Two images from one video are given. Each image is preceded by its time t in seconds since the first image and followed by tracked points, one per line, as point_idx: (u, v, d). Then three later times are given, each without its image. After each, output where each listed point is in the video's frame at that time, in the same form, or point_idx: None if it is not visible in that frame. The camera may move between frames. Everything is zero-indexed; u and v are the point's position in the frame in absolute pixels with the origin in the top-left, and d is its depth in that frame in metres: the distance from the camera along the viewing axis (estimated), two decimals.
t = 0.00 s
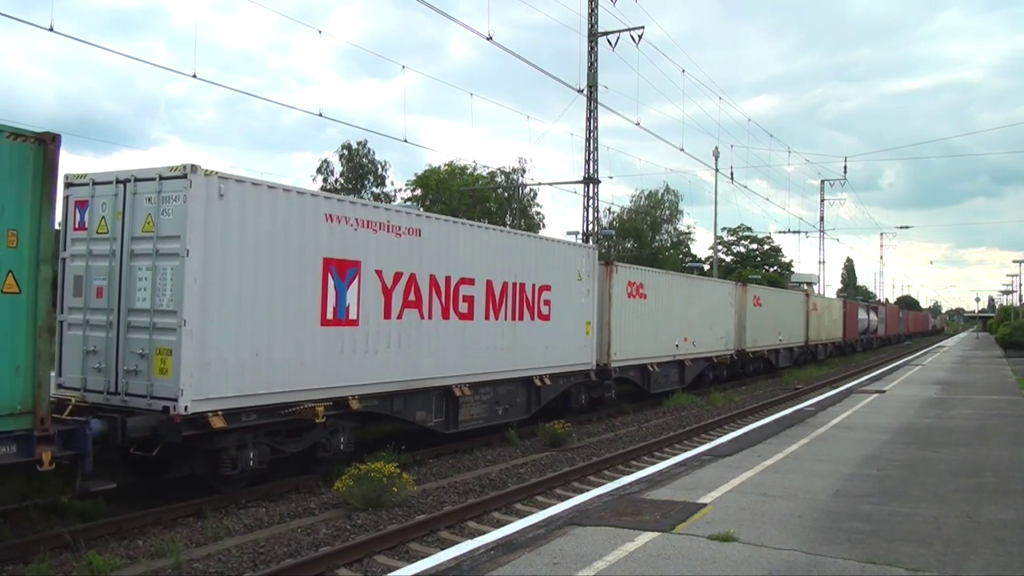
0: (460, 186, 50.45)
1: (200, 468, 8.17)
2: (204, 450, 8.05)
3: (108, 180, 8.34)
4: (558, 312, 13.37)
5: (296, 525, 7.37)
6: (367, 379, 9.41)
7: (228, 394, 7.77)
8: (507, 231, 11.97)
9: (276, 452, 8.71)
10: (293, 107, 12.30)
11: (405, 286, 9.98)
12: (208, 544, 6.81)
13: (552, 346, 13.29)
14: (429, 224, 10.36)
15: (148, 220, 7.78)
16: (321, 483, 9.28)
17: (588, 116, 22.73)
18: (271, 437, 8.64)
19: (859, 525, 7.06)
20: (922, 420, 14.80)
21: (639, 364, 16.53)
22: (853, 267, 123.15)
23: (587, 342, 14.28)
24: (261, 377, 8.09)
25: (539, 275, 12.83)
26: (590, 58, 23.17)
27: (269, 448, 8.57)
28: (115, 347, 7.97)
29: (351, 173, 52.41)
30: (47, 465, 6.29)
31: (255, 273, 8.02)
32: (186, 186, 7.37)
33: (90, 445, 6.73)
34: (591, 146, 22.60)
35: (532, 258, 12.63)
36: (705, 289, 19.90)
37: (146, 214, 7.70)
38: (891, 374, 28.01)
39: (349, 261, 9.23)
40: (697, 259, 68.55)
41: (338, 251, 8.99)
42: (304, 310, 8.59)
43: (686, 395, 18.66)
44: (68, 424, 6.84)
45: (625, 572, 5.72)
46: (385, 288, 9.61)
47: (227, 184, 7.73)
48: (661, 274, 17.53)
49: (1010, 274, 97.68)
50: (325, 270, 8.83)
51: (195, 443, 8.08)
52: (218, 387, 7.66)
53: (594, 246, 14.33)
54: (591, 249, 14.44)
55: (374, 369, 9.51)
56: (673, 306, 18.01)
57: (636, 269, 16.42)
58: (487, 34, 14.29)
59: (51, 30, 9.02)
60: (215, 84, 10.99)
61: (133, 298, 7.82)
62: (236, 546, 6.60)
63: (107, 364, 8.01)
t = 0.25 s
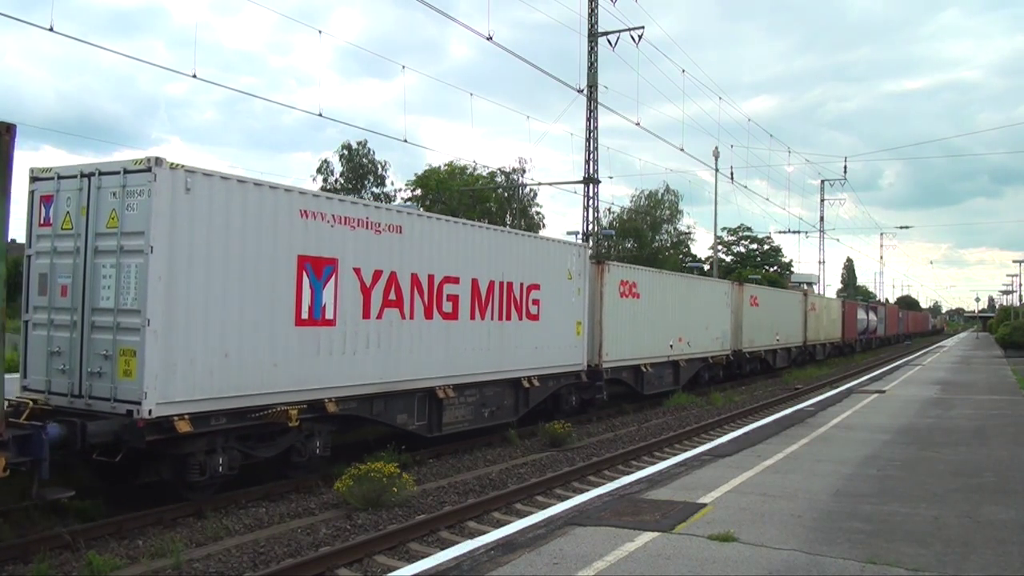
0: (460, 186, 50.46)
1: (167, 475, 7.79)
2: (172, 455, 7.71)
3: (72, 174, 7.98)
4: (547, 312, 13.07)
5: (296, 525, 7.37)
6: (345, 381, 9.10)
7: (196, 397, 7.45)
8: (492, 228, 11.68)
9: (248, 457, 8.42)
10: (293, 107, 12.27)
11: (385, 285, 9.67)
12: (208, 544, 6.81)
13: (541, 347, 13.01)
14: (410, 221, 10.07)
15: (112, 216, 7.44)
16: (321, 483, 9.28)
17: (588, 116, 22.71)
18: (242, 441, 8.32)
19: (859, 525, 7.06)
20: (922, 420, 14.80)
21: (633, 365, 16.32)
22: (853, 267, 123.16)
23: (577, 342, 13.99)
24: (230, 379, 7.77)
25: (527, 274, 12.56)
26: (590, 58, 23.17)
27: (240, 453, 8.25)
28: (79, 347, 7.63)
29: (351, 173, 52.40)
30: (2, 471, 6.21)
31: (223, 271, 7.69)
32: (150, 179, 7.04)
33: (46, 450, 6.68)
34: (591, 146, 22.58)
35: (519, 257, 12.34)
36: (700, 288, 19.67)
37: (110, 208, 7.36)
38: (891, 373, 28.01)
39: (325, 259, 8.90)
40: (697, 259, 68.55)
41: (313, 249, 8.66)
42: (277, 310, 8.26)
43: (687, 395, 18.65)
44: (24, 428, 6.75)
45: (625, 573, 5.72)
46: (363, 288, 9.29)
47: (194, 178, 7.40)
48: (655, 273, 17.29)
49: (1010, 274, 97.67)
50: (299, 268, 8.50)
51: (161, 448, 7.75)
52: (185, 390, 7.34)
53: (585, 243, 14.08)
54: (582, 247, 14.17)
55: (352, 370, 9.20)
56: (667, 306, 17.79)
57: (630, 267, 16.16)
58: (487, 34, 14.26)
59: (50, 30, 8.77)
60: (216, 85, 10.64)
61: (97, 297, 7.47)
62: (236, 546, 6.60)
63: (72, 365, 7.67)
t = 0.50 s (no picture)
0: (460, 187, 50.50)
1: (132, 481, 7.48)
2: (135, 460, 7.41)
3: (36, 168, 7.69)
4: (537, 312, 12.73)
5: (296, 525, 7.37)
6: (321, 384, 8.76)
7: (160, 400, 7.12)
8: (479, 225, 11.36)
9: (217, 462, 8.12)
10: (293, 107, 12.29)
11: (364, 284, 9.34)
12: (208, 544, 6.81)
13: (530, 347, 12.67)
14: (391, 217, 9.73)
15: (73, 210, 7.12)
16: (321, 483, 9.28)
17: (588, 116, 22.72)
18: (211, 446, 8.02)
19: (859, 525, 7.06)
20: (922, 420, 14.80)
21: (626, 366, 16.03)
22: (852, 267, 123.19)
23: (568, 343, 13.67)
24: (198, 381, 7.44)
25: (516, 272, 12.22)
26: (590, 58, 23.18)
27: (208, 458, 7.93)
28: (41, 348, 7.31)
29: (351, 173, 52.40)
30: None
31: (189, 269, 7.35)
32: (111, 173, 6.71)
33: None
34: (591, 146, 22.60)
35: (507, 254, 12.01)
36: (696, 288, 19.39)
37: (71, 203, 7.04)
38: (891, 373, 28.02)
39: (299, 257, 8.56)
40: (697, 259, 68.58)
41: (286, 246, 8.33)
42: (248, 309, 7.93)
43: (687, 395, 18.66)
44: None
45: (625, 572, 5.72)
46: (340, 286, 8.96)
47: (158, 172, 7.07)
48: (649, 272, 16.99)
49: (1009, 274, 97.70)
50: (272, 266, 8.17)
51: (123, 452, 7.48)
52: (148, 393, 7.02)
53: (576, 241, 13.78)
54: (573, 244, 13.85)
55: (328, 372, 8.87)
56: (662, 305, 17.52)
57: (623, 266, 15.85)
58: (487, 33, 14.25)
59: (51, 30, 8.94)
60: (215, 84, 10.73)
61: (58, 296, 7.16)
62: (236, 546, 6.60)
63: (33, 367, 7.35)
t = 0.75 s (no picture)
0: (460, 187, 50.51)
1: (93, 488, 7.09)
2: (96, 466, 7.04)
3: None
4: (525, 312, 12.43)
5: (296, 525, 7.37)
6: (297, 386, 8.45)
7: (123, 404, 6.79)
8: (464, 223, 11.06)
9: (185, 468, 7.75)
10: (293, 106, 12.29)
11: (342, 282, 9.02)
12: (208, 544, 6.81)
13: (518, 348, 12.36)
14: (370, 214, 9.42)
15: (33, 205, 6.80)
16: (321, 483, 9.28)
17: (588, 116, 22.72)
18: (179, 452, 7.66)
19: (859, 525, 7.06)
20: (922, 420, 14.81)
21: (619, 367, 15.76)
22: (852, 267, 123.20)
23: (557, 344, 13.37)
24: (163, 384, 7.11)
25: (502, 272, 11.93)
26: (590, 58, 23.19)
27: (175, 464, 7.56)
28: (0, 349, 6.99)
29: (351, 173, 52.42)
30: None
31: (154, 266, 7.03)
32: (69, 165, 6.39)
33: None
34: (591, 146, 22.59)
35: (492, 253, 11.71)
36: (690, 288, 19.14)
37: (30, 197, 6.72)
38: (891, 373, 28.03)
39: (272, 255, 8.24)
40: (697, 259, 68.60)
41: (258, 243, 8.00)
42: (217, 308, 7.60)
43: (687, 395, 18.66)
44: None
45: (625, 572, 5.72)
46: (315, 285, 8.64)
47: (121, 165, 6.75)
48: (642, 272, 16.72)
49: (1010, 275, 97.71)
50: (242, 263, 7.84)
51: (85, 458, 7.12)
52: (110, 396, 6.69)
53: (566, 240, 13.49)
54: (563, 243, 13.56)
55: (304, 374, 8.55)
56: (656, 305, 17.25)
57: (616, 265, 15.55)
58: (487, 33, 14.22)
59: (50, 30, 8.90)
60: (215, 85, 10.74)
61: (18, 294, 6.86)
62: (236, 546, 6.60)
63: None
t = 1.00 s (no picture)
0: (460, 187, 50.52)
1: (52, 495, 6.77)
2: (54, 472, 6.69)
3: None
4: (513, 311, 12.11)
5: (296, 525, 7.37)
6: (270, 388, 8.13)
7: (84, 408, 6.46)
8: (449, 221, 10.75)
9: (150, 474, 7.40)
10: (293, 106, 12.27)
11: (318, 280, 8.70)
12: (208, 544, 6.81)
13: (506, 348, 12.04)
14: (348, 209, 9.10)
15: None
16: (321, 483, 9.28)
17: (588, 116, 22.72)
18: (143, 457, 7.31)
19: (859, 525, 7.07)
20: (922, 420, 14.81)
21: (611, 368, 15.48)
22: (852, 267, 123.21)
23: (546, 345, 13.06)
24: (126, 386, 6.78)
25: (489, 270, 11.61)
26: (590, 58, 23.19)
27: (139, 469, 7.20)
28: None
29: (351, 173, 52.43)
30: None
31: (117, 264, 6.70)
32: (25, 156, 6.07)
33: None
34: (591, 146, 22.59)
35: (479, 251, 11.40)
36: (685, 288, 18.87)
37: None
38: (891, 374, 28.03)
39: (244, 252, 7.91)
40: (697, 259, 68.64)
41: (228, 240, 7.68)
42: (184, 308, 7.26)
43: (687, 395, 18.66)
44: None
45: (625, 572, 5.72)
46: (289, 284, 8.31)
47: (81, 157, 6.43)
48: (635, 271, 16.43)
49: (1010, 275, 97.71)
50: (211, 261, 7.51)
51: (42, 463, 6.74)
52: (69, 399, 6.35)
53: (556, 238, 13.19)
54: (553, 241, 13.26)
55: (278, 376, 8.23)
56: (650, 304, 17.00)
57: (608, 264, 15.25)
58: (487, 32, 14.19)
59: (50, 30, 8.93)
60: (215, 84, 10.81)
61: None
62: (236, 546, 6.60)
63: None
